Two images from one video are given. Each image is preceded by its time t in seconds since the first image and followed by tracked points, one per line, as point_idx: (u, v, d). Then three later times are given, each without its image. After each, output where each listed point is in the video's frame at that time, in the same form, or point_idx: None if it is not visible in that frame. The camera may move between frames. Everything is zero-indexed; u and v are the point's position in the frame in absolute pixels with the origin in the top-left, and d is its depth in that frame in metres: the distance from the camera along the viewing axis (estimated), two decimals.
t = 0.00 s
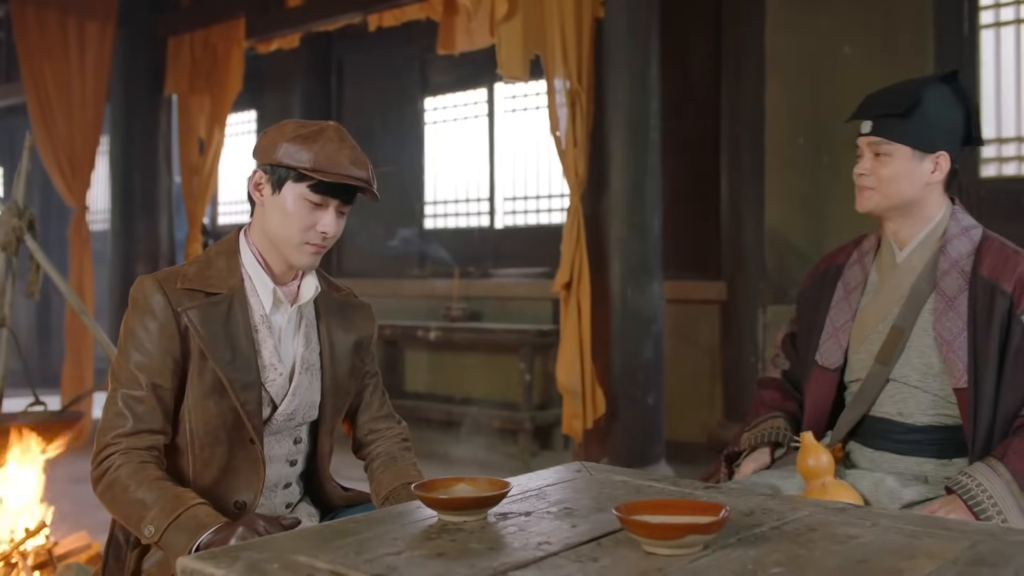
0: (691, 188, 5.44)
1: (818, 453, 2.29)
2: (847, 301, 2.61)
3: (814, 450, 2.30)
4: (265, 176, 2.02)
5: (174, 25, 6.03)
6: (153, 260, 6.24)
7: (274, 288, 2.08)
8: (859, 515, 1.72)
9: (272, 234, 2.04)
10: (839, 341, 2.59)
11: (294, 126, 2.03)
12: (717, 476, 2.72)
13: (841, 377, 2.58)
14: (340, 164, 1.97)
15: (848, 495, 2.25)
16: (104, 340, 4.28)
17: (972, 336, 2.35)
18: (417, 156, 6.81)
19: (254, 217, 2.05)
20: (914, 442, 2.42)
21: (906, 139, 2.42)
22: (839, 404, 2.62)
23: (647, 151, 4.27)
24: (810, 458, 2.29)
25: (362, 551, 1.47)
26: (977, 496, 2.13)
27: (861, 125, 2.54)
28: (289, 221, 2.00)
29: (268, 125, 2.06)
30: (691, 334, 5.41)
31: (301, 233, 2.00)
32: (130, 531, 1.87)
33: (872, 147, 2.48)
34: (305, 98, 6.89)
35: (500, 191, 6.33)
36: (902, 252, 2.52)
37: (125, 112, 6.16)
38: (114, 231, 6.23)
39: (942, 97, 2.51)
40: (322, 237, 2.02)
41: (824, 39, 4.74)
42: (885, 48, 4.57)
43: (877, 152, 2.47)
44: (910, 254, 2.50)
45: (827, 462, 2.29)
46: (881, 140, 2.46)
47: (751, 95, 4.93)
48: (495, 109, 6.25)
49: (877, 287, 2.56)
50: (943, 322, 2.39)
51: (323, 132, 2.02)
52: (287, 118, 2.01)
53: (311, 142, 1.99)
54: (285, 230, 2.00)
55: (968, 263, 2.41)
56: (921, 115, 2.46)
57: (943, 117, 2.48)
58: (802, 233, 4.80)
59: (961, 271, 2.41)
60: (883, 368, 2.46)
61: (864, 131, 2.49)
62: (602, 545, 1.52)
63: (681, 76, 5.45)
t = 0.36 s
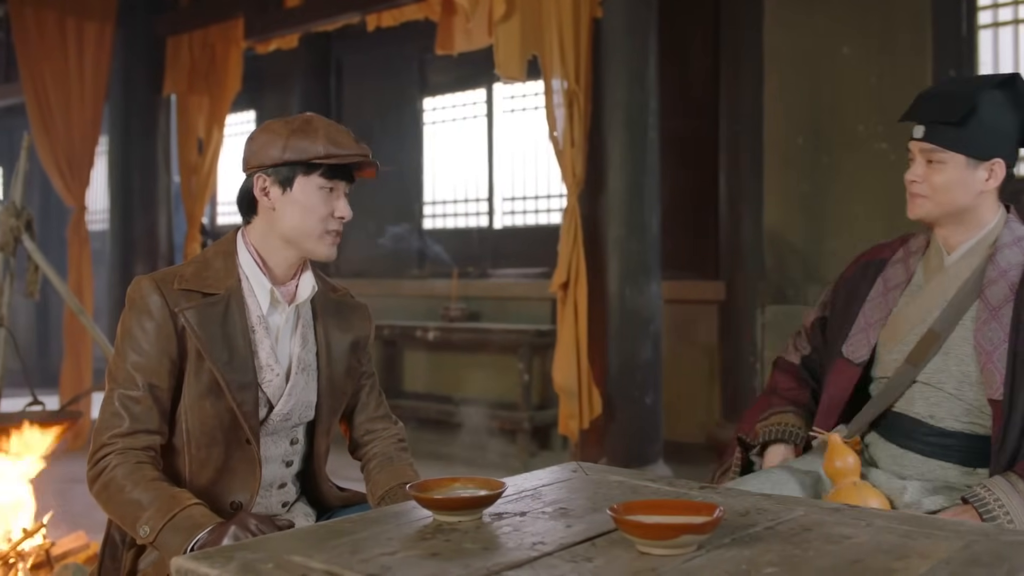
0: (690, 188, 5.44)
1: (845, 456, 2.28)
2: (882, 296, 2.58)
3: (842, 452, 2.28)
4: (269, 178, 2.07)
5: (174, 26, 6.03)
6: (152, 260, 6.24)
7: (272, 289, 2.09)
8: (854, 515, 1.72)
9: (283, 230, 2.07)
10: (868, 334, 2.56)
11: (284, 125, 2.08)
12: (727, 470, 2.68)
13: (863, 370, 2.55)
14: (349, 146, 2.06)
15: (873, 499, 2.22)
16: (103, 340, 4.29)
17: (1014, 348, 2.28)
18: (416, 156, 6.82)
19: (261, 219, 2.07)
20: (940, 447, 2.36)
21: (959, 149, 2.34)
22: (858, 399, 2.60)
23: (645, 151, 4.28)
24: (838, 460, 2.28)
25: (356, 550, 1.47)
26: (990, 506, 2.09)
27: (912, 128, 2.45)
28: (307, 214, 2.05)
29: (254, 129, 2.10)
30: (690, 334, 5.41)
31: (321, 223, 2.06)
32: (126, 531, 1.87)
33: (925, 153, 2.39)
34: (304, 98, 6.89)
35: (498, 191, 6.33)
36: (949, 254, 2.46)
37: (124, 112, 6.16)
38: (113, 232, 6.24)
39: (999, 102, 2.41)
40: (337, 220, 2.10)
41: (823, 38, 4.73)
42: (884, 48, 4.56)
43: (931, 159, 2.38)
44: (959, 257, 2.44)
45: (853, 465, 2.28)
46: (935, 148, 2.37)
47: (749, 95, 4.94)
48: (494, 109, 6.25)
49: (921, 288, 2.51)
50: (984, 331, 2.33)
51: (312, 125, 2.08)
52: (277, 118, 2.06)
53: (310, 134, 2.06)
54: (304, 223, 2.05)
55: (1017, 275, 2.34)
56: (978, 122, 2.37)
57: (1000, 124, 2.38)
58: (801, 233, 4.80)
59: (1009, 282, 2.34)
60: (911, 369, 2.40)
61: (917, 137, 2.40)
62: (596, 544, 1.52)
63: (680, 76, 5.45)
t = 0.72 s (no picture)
0: (688, 189, 5.44)
1: (846, 441, 2.45)
2: (883, 275, 2.60)
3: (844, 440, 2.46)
4: (265, 176, 2.09)
5: (173, 27, 6.04)
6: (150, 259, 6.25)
7: (268, 286, 2.09)
8: (849, 515, 1.72)
9: (283, 227, 2.09)
10: (867, 310, 2.61)
11: (274, 124, 2.10)
12: (716, 439, 2.84)
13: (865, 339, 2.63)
14: (340, 137, 2.10)
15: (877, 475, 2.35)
16: (101, 341, 4.29)
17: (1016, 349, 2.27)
18: (414, 156, 6.83)
19: (259, 217, 2.09)
20: (947, 447, 2.39)
21: (971, 157, 2.33)
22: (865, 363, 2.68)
23: (643, 152, 4.27)
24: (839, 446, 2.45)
25: (351, 550, 1.47)
26: (995, 505, 2.10)
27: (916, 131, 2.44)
28: (308, 208, 2.08)
29: (243, 130, 2.12)
30: (688, 334, 5.41)
31: (322, 215, 2.10)
32: (122, 529, 1.87)
33: (931, 159, 2.38)
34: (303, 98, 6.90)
35: (497, 191, 6.33)
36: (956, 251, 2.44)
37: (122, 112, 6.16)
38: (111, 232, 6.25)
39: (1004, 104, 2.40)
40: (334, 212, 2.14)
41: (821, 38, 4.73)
42: (883, 49, 4.56)
43: (937, 164, 2.37)
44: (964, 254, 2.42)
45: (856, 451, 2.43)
46: (943, 152, 2.36)
47: (747, 95, 4.93)
48: (492, 109, 6.26)
49: (924, 283, 2.50)
50: (987, 331, 2.32)
51: (301, 121, 2.11)
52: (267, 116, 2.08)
53: (301, 130, 2.09)
54: (304, 217, 2.08)
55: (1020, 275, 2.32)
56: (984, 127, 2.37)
57: (1004, 126, 2.37)
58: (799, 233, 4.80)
59: (1012, 282, 2.32)
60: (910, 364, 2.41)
61: (924, 143, 2.39)
62: (590, 545, 1.52)
63: (678, 76, 5.45)
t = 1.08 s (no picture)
0: (687, 189, 5.44)
1: (809, 450, 2.26)
2: (824, 312, 2.55)
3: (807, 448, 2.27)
4: (260, 173, 2.09)
5: (173, 27, 6.04)
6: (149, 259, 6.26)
7: (263, 286, 2.10)
8: (844, 515, 1.72)
9: (276, 226, 2.10)
10: (814, 353, 2.55)
11: (269, 123, 2.11)
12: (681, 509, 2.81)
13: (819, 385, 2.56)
14: (334, 136, 2.11)
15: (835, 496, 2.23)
16: (100, 341, 4.30)
17: (960, 352, 2.29)
18: (413, 156, 6.84)
19: (253, 215, 2.10)
20: (903, 446, 2.38)
21: (891, 191, 2.32)
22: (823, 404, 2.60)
23: (642, 151, 4.28)
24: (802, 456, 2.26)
25: (346, 550, 1.47)
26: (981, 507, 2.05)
27: (827, 184, 2.39)
28: (301, 208, 2.08)
29: (238, 129, 2.12)
30: (687, 334, 5.40)
31: (315, 215, 2.10)
32: (118, 530, 1.87)
33: (859, 208, 2.35)
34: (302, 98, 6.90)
35: (496, 191, 6.33)
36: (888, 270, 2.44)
37: (121, 112, 6.16)
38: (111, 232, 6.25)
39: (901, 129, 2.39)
40: (328, 212, 2.13)
41: (819, 39, 4.72)
42: (882, 49, 4.54)
43: (861, 209, 2.35)
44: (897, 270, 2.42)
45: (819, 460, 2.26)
46: (865, 199, 2.33)
47: (746, 95, 4.98)
48: (491, 109, 6.26)
49: (862, 301, 2.49)
50: (930, 337, 2.33)
51: (296, 121, 2.12)
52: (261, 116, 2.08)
53: (294, 130, 2.09)
54: (298, 217, 2.08)
55: (954, 278, 2.34)
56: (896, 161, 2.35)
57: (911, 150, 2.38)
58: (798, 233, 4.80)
59: (949, 285, 2.34)
60: (863, 382, 2.42)
61: (844, 195, 2.35)
62: (586, 545, 1.52)
63: (677, 76, 5.45)
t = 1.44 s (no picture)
0: (687, 189, 5.44)
1: (803, 465, 2.25)
2: (756, 334, 2.56)
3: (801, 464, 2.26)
4: (257, 173, 2.09)
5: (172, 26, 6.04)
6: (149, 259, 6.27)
7: (261, 285, 2.10)
8: (841, 515, 1.72)
9: (272, 225, 2.10)
10: (761, 377, 2.53)
11: (268, 121, 2.11)
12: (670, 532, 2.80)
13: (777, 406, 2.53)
14: (332, 137, 2.11)
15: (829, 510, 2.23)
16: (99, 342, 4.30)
17: (890, 353, 2.34)
18: (413, 155, 6.84)
19: (249, 215, 2.10)
20: (864, 448, 2.39)
21: (787, 199, 2.31)
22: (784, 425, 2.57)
23: (641, 151, 4.28)
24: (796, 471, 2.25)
25: (342, 550, 1.47)
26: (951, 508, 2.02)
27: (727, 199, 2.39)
28: (298, 207, 2.09)
29: (237, 128, 2.12)
30: (687, 334, 5.40)
31: (312, 215, 2.10)
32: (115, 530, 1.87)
33: (763, 220, 2.35)
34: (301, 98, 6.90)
35: (496, 191, 6.33)
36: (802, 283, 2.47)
37: (121, 112, 6.16)
38: (110, 232, 6.25)
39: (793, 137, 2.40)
40: (326, 212, 2.14)
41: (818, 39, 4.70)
42: (881, 49, 4.51)
43: (765, 219, 2.35)
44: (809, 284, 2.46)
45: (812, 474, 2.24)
46: (766, 210, 2.33)
47: (745, 95, 4.98)
48: (491, 109, 6.26)
49: (786, 318, 2.51)
50: (858, 342, 2.37)
51: (295, 121, 2.12)
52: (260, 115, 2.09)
53: (292, 129, 2.09)
54: (295, 216, 2.08)
55: (870, 280, 2.40)
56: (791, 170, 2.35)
57: (805, 156, 2.38)
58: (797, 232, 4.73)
59: (866, 290, 2.39)
60: (807, 399, 2.44)
61: (747, 208, 2.35)
62: (581, 545, 1.52)
63: (677, 76, 5.45)
